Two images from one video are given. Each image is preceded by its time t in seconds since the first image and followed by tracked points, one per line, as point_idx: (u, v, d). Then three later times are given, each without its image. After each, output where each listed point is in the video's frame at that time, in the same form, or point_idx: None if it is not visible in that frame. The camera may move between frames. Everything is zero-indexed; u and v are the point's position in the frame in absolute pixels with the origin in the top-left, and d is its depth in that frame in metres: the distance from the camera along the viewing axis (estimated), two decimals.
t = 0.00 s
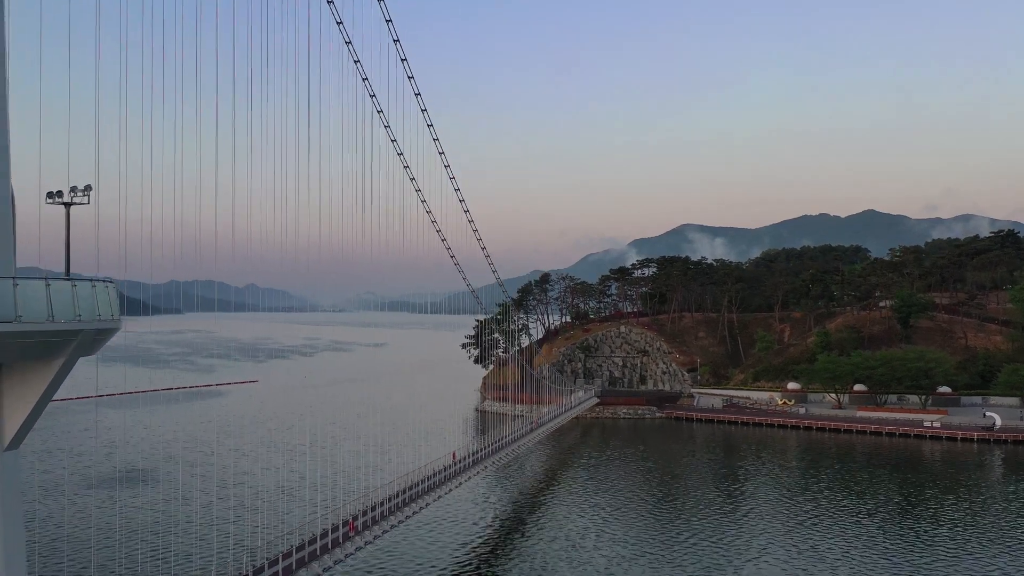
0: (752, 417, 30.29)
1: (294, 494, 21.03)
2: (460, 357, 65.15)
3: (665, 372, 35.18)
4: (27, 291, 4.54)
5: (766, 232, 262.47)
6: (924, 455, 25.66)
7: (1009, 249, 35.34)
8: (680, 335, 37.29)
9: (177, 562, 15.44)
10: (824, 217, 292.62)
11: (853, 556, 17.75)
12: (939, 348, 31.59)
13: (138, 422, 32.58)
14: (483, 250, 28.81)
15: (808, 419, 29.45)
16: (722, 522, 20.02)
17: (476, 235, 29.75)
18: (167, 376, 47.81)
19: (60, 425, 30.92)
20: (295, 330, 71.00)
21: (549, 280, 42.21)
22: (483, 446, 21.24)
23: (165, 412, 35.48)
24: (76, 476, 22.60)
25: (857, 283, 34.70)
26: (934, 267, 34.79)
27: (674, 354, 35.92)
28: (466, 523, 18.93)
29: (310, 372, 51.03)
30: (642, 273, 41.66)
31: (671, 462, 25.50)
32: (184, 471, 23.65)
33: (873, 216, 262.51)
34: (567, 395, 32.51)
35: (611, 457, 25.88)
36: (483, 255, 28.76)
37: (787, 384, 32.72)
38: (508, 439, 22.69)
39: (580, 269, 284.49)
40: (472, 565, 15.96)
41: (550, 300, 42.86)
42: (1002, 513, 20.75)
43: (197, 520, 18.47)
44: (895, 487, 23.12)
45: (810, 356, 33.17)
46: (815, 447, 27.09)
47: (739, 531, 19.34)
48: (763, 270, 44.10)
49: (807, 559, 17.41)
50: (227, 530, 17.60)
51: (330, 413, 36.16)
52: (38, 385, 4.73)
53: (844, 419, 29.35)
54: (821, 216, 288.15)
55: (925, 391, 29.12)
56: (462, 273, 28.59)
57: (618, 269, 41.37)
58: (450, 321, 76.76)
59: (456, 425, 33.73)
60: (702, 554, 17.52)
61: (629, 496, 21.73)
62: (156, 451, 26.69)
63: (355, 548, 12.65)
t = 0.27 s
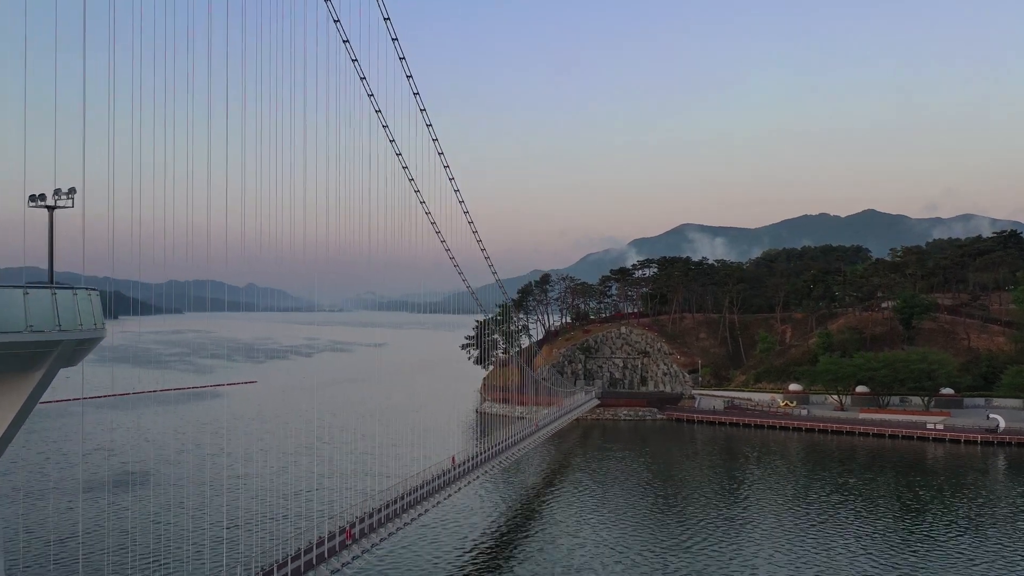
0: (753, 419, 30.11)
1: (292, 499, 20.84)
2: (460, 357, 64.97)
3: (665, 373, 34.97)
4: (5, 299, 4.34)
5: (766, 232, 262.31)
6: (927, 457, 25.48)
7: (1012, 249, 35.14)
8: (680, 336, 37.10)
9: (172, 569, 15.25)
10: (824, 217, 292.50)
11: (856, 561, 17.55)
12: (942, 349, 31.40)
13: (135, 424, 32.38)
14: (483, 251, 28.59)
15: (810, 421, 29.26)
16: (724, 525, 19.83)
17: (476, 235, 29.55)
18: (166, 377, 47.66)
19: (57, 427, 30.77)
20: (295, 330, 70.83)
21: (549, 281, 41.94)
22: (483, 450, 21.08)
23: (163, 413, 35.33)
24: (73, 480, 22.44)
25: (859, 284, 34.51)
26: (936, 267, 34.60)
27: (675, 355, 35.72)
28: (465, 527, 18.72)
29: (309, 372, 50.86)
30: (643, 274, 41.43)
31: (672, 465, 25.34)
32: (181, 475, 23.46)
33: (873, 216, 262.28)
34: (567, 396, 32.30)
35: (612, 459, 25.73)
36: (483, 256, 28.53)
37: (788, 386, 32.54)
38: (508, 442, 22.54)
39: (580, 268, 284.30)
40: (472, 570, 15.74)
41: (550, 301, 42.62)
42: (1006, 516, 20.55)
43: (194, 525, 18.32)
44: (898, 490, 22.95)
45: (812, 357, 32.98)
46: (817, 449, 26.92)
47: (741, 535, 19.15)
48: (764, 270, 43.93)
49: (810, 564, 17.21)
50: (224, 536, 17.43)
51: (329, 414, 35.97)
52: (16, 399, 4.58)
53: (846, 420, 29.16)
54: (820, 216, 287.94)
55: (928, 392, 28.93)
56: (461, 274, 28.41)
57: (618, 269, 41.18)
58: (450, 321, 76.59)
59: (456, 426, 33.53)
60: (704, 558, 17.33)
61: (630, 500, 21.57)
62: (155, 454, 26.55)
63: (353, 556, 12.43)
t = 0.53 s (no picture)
0: (755, 421, 29.90)
1: (291, 503, 20.65)
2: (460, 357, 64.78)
3: (666, 375, 34.78)
4: None
5: (767, 232, 262.22)
6: (930, 460, 25.26)
7: (1015, 250, 34.93)
8: (681, 337, 36.89)
9: None
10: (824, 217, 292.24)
11: (860, 565, 17.36)
12: (945, 350, 31.20)
13: (133, 426, 32.16)
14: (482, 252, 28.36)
15: (812, 423, 29.05)
16: (726, 530, 19.62)
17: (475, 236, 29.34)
18: (165, 378, 47.48)
19: (56, 430, 30.60)
20: (294, 330, 70.65)
21: (549, 282, 41.68)
22: (483, 454, 20.91)
23: (162, 415, 35.16)
24: (70, 485, 22.27)
25: (862, 285, 34.30)
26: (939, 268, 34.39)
27: (676, 356, 35.52)
28: (465, 532, 18.51)
29: (309, 373, 50.68)
30: (644, 275, 41.19)
31: (673, 467, 25.16)
32: (179, 479, 23.27)
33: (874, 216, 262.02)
34: (568, 398, 32.09)
35: (613, 462, 25.55)
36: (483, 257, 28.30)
37: (790, 388, 32.33)
38: (508, 445, 22.36)
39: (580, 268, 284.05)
40: None
41: (550, 302, 42.29)
42: (1010, 519, 20.37)
43: (192, 531, 18.15)
44: (901, 493, 22.76)
45: (814, 359, 32.78)
46: (820, 452, 26.72)
47: (743, 540, 18.94)
48: (765, 271, 43.73)
49: (813, 569, 17.01)
50: (221, 543, 17.23)
51: (329, 416, 35.78)
52: None
53: (848, 423, 28.94)
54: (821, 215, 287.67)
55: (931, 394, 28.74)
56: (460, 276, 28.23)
57: (619, 270, 40.96)
58: (450, 321, 76.37)
59: (456, 427, 33.34)
60: (706, 563, 17.13)
61: (631, 503, 21.40)
62: (153, 458, 26.39)
63: (351, 566, 12.22)
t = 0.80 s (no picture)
0: (757, 424, 29.67)
1: (289, 509, 20.44)
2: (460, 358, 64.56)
3: (668, 377, 34.56)
4: None
5: (767, 232, 262.03)
6: (935, 464, 25.02)
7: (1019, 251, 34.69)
8: (683, 339, 36.66)
9: None
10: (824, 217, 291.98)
11: (864, 571, 17.13)
12: (948, 352, 30.98)
13: (130, 429, 31.95)
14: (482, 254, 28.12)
15: (814, 426, 28.81)
16: (729, 535, 19.39)
17: (474, 238, 29.11)
18: (163, 379, 47.20)
19: (53, 432, 30.41)
20: (293, 331, 70.36)
21: (550, 283, 41.36)
22: (482, 458, 20.71)
23: (159, 417, 34.95)
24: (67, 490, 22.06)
25: (864, 286, 34.08)
26: (942, 269, 34.17)
27: (677, 358, 35.29)
28: (464, 538, 18.27)
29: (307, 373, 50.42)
30: (644, 276, 40.91)
31: (673, 471, 24.99)
32: (175, 484, 23.06)
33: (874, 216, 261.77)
34: (568, 401, 31.86)
35: (613, 466, 25.36)
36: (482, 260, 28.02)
37: (792, 390, 32.11)
38: (508, 449, 22.16)
39: (580, 268, 283.81)
40: None
41: (551, 304, 41.92)
42: (1016, 524, 20.14)
43: (189, 538, 17.95)
44: (904, 497, 22.54)
45: (817, 361, 32.55)
46: (822, 455, 26.49)
47: (746, 545, 18.72)
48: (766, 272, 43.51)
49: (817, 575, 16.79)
50: (217, 550, 17.02)
51: (327, 418, 35.58)
52: None
53: (851, 426, 28.69)
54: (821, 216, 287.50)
55: (935, 397, 28.50)
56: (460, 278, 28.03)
57: (620, 271, 40.70)
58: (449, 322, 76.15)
59: (456, 429, 33.13)
60: (709, 569, 16.90)
61: (633, 508, 21.18)
62: (151, 461, 26.23)
63: None
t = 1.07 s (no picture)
0: (758, 426, 29.48)
1: (286, 514, 20.26)
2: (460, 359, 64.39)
3: (668, 379, 34.36)
4: None
5: (767, 233, 261.84)
6: (938, 467, 24.83)
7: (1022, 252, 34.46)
8: (684, 341, 36.45)
9: None
10: (824, 217, 291.87)
11: None
12: (951, 354, 30.77)
13: (128, 431, 31.75)
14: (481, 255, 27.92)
15: (816, 428, 28.63)
16: (732, 541, 19.14)
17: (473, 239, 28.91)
18: (162, 380, 46.97)
19: (49, 436, 30.19)
20: (292, 331, 70.13)
21: (550, 284, 41.16)
22: (482, 462, 20.52)
23: (158, 419, 34.77)
24: (62, 496, 21.83)
25: (866, 288, 33.89)
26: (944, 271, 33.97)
27: (678, 360, 35.09)
28: (464, 544, 18.03)
29: (306, 374, 50.20)
30: (645, 277, 40.71)
31: (675, 474, 24.79)
32: (172, 489, 22.85)
33: (873, 216, 261.66)
34: (568, 403, 31.65)
35: (614, 469, 25.17)
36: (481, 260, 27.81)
37: (794, 392, 31.91)
38: (509, 453, 21.98)
39: (580, 268, 283.66)
40: None
41: (551, 305, 41.76)
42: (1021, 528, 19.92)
43: (186, 545, 17.75)
44: (908, 501, 22.37)
45: (819, 363, 32.36)
46: (825, 458, 26.30)
47: (749, 551, 18.47)
48: (767, 273, 43.31)
49: None
50: (213, 557, 16.82)
51: (326, 420, 35.40)
52: None
53: (853, 428, 28.50)
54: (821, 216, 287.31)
55: (937, 399, 28.30)
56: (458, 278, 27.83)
57: (621, 272, 40.47)
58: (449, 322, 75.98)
59: (455, 432, 32.94)
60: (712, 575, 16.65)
61: (634, 513, 20.94)
62: (148, 466, 25.99)
63: None
